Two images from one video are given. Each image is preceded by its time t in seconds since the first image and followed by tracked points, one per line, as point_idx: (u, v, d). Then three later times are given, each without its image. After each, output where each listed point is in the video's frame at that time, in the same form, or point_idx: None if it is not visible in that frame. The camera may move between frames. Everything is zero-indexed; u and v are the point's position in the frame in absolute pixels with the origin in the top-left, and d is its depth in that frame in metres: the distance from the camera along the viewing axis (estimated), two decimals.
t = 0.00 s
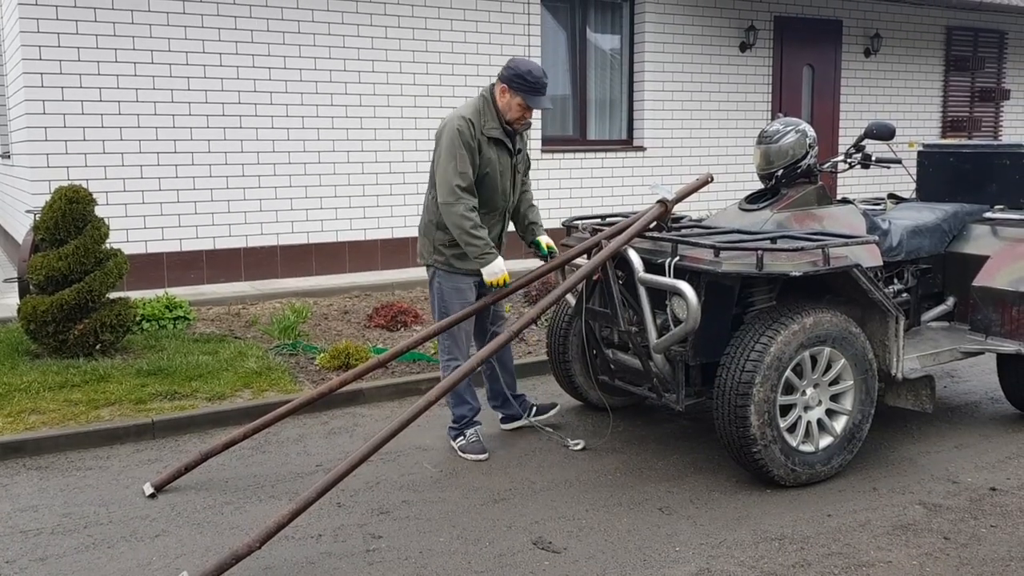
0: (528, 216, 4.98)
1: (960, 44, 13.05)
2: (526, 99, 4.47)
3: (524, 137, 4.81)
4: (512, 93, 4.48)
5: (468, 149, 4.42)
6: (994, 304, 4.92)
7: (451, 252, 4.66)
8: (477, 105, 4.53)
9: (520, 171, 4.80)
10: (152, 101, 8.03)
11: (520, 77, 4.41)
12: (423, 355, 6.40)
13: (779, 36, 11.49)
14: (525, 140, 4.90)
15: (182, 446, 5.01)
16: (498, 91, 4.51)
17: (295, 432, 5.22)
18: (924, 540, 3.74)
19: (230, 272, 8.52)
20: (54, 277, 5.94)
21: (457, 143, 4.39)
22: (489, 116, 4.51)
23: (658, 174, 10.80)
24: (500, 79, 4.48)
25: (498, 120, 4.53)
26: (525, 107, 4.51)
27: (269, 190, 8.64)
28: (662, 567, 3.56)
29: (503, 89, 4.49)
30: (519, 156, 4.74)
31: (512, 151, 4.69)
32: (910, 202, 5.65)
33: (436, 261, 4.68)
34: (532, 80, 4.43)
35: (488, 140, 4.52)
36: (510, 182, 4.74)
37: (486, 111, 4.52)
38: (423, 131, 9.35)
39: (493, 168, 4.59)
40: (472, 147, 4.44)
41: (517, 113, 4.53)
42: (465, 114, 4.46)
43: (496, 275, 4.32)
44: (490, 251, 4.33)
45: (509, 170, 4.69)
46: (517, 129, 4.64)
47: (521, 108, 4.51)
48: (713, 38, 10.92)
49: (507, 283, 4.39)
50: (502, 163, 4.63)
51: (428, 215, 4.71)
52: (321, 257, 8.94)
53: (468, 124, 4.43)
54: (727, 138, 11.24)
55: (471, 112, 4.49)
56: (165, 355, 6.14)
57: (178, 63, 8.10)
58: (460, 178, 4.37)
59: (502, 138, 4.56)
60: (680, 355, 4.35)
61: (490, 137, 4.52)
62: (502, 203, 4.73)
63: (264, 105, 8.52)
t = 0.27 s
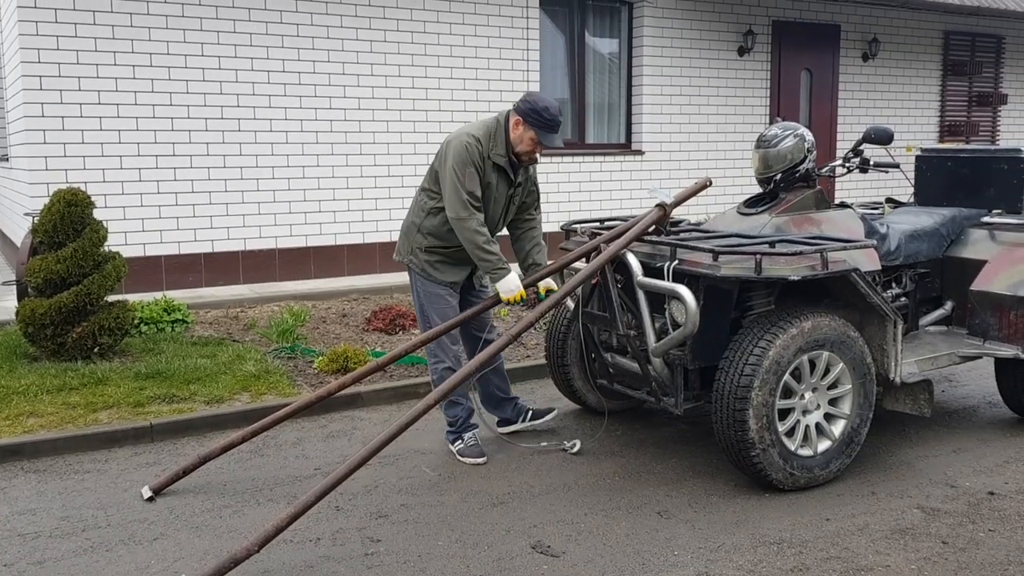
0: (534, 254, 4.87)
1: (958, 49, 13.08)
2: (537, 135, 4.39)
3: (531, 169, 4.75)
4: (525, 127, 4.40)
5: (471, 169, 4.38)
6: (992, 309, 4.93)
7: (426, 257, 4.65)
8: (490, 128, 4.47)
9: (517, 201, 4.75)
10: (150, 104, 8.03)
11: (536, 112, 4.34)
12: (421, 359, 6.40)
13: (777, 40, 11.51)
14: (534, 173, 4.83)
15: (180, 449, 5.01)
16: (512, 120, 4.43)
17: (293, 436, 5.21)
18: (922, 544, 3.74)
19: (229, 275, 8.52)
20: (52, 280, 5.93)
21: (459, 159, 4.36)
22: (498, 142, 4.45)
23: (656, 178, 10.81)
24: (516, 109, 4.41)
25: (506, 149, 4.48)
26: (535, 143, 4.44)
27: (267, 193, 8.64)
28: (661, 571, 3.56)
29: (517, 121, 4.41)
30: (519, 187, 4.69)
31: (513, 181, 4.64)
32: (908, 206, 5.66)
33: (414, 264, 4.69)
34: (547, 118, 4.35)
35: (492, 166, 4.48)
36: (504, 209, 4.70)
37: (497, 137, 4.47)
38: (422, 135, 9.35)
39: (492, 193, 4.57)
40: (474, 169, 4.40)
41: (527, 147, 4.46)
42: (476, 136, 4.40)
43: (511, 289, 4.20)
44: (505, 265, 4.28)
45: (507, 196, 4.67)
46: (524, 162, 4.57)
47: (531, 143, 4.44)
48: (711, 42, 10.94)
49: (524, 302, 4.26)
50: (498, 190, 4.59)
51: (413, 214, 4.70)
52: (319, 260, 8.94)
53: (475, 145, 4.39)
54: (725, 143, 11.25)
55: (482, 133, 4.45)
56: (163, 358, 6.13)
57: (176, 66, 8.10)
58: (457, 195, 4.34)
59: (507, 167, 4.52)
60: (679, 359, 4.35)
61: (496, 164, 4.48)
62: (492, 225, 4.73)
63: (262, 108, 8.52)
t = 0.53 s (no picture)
0: (525, 272, 4.85)
1: (952, 56, 13.14)
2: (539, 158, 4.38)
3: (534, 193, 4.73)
4: (529, 148, 4.39)
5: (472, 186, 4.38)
6: (986, 314, 4.95)
7: (417, 264, 4.66)
8: (496, 147, 4.46)
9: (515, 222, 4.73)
10: (146, 108, 8.03)
11: (541, 136, 4.32)
12: (417, 364, 6.40)
13: (772, 46, 11.55)
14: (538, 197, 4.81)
15: (175, 454, 5.00)
16: (518, 141, 4.42)
17: (289, 441, 5.21)
18: (918, 549, 3.75)
19: (224, 280, 8.51)
20: (47, 285, 5.92)
21: (461, 175, 4.36)
22: (502, 162, 4.44)
23: (651, 183, 10.83)
24: (522, 131, 4.39)
25: (510, 171, 4.47)
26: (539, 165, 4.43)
27: (263, 198, 8.64)
28: None
29: (522, 142, 4.40)
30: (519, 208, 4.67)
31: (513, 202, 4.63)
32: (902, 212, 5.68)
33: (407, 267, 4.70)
34: (551, 143, 4.33)
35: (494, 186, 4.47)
36: (501, 228, 4.69)
37: (502, 157, 4.46)
38: (417, 140, 9.36)
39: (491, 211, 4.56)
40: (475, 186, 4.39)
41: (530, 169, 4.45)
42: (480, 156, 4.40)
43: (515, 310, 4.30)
44: (510, 284, 4.33)
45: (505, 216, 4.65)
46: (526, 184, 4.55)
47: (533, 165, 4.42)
48: (706, 48, 10.97)
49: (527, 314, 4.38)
50: (497, 209, 4.58)
51: (410, 218, 4.71)
52: (315, 265, 8.94)
53: (479, 162, 4.39)
54: (720, 148, 11.28)
55: (488, 151, 4.44)
56: (158, 363, 6.12)
57: (172, 71, 8.10)
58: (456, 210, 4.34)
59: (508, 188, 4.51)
60: (674, 364, 4.36)
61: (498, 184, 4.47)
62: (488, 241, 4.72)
63: (258, 113, 8.52)
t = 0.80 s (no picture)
0: (520, 267, 4.83)
1: (942, 57, 13.19)
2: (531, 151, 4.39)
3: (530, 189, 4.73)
4: (523, 142, 4.40)
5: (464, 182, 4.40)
6: (977, 315, 4.98)
7: (414, 263, 4.67)
8: (489, 142, 4.48)
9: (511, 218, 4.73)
10: (138, 110, 8.01)
11: (532, 128, 4.34)
12: (410, 365, 6.39)
13: (763, 48, 11.58)
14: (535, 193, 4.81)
15: (168, 457, 4.98)
16: (511, 136, 4.44)
17: (282, 443, 5.20)
18: (910, 549, 3.76)
19: (216, 282, 8.49)
20: (38, 287, 5.90)
21: (452, 170, 4.39)
22: (494, 157, 4.46)
23: (644, 185, 10.85)
24: (515, 125, 4.41)
25: (503, 166, 4.48)
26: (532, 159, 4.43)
27: (255, 199, 8.62)
28: None
29: (514, 136, 4.42)
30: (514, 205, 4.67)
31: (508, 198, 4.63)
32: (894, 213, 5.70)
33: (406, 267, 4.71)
34: (543, 136, 4.34)
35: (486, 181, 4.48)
36: (496, 225, 4.69)
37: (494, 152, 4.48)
38: (410, 141, 9.35)
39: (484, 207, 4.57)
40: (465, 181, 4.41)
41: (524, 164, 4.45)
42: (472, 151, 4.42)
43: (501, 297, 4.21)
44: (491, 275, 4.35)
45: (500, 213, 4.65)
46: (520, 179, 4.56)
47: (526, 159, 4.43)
48: (698, 50, 11.00)
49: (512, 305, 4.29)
50: (491, 205, 4.59)
51: (408, 219, 4.73)
52: (307, 266, 8.92)
53: (469, 158, 4.41)
54: (712, 150, 11.31)
55: (480, 147, 4.46)
56: (150, 366, 6.10)
57: (164, 72, 8.08)
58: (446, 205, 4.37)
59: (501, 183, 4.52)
60: (667, 365, 4.37)
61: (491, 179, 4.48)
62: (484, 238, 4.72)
63: (250, 114, 8.50)
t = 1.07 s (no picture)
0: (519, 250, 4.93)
1: (932, 61, 13.26)
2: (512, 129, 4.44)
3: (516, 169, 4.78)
4: (502, 121, 4.46)
5: (445, 167, 4.44)
6: (967, 318, 5.01)
7: (414, 263, 4.66)
8: (468, 127, 4.55)
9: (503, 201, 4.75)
10: (128, 113, 7.99)
11: (509, 106, 4.40)
12: (402, 368, 6.39)
13: (754, 51, 11.62)
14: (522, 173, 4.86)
15: (159, 461, 4.96)
16: (489, 118, 4.51)
17: (273, 447, 5.19)
18: (901, 551, 3.77)
19: (207, 285, 8.47)
20: (28, 290, 5.88)
21: (434, 159, 4.42)
22: (475, 140, 4.51)
23: (635, 188, 10.86)
24: (492, 107, 4.49)
25: (483, 147, 4.53)
26: (512, 137, 4.48)
27: (246, 203, 8.60)
28: None
29: (493, 117, 4.49)
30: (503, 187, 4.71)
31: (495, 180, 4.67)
32: (884, 217, 5.72)
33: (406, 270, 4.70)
34: (522, 112, 4.40)
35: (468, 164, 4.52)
36: (485, 211, 4.70)
37: (474, 136, 4.53)
38: (402, 145, 9.35)
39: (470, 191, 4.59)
40: (448, 167, 4.45)
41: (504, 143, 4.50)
42: (450, 135, 4.49)
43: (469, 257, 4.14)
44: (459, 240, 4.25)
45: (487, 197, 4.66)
46: (504, 158, 4.61)
47: (508, 137, 4.49)
48: (689, 53, 11.03)
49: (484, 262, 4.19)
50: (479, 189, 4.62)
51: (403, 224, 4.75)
52: (298, 270, 8.91)
53: (450, 144, 4.46)
54: (703, 153, 11.33)
55: (459, 133, 4.51)
56: (141, 370, 6.08)
57: (155, 75, 8.07)
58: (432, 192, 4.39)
59: (484, 165, 4.55)
60: (659, 368, 4.37)
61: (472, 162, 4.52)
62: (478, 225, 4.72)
63: (241, 117, 8.49)
